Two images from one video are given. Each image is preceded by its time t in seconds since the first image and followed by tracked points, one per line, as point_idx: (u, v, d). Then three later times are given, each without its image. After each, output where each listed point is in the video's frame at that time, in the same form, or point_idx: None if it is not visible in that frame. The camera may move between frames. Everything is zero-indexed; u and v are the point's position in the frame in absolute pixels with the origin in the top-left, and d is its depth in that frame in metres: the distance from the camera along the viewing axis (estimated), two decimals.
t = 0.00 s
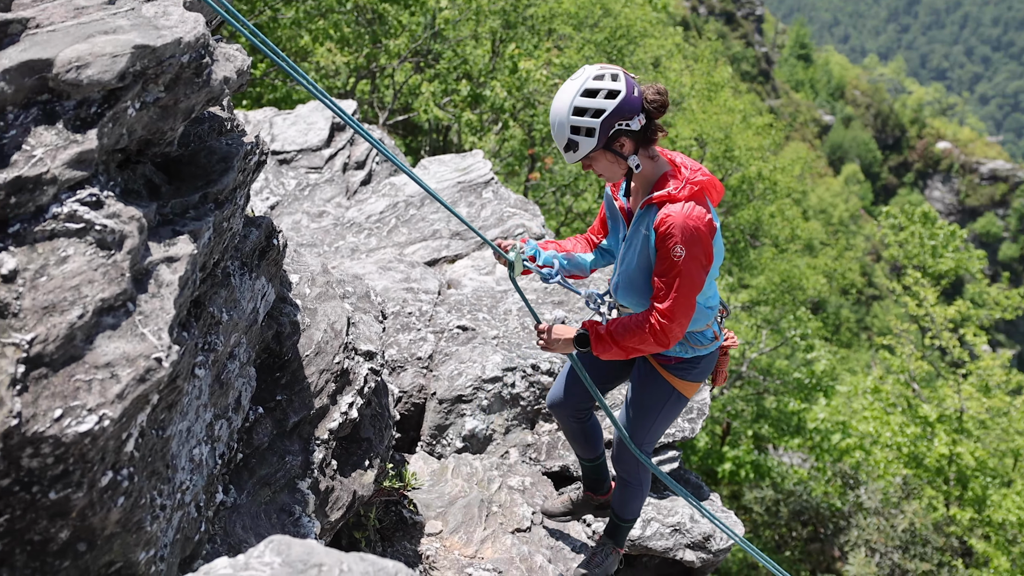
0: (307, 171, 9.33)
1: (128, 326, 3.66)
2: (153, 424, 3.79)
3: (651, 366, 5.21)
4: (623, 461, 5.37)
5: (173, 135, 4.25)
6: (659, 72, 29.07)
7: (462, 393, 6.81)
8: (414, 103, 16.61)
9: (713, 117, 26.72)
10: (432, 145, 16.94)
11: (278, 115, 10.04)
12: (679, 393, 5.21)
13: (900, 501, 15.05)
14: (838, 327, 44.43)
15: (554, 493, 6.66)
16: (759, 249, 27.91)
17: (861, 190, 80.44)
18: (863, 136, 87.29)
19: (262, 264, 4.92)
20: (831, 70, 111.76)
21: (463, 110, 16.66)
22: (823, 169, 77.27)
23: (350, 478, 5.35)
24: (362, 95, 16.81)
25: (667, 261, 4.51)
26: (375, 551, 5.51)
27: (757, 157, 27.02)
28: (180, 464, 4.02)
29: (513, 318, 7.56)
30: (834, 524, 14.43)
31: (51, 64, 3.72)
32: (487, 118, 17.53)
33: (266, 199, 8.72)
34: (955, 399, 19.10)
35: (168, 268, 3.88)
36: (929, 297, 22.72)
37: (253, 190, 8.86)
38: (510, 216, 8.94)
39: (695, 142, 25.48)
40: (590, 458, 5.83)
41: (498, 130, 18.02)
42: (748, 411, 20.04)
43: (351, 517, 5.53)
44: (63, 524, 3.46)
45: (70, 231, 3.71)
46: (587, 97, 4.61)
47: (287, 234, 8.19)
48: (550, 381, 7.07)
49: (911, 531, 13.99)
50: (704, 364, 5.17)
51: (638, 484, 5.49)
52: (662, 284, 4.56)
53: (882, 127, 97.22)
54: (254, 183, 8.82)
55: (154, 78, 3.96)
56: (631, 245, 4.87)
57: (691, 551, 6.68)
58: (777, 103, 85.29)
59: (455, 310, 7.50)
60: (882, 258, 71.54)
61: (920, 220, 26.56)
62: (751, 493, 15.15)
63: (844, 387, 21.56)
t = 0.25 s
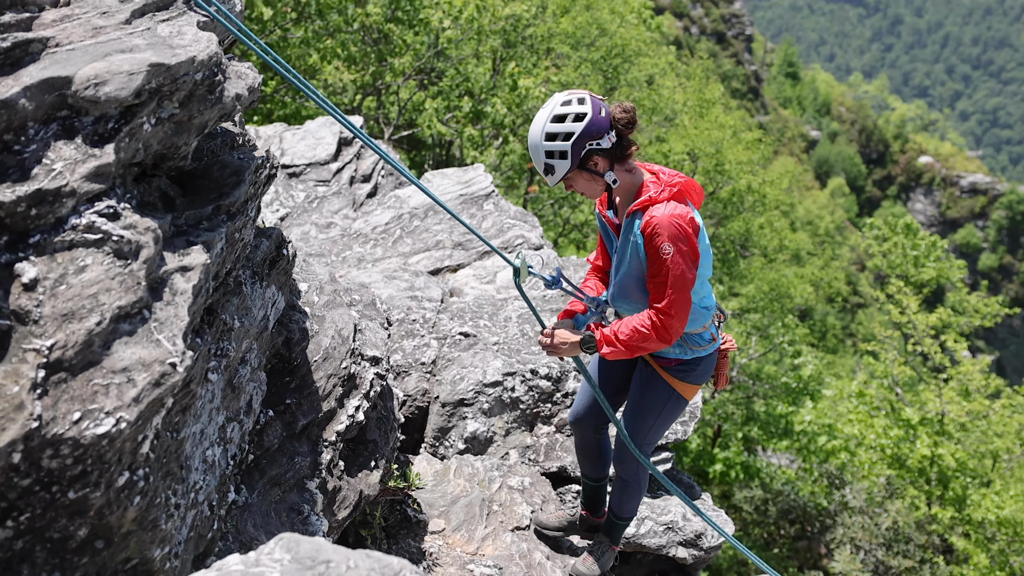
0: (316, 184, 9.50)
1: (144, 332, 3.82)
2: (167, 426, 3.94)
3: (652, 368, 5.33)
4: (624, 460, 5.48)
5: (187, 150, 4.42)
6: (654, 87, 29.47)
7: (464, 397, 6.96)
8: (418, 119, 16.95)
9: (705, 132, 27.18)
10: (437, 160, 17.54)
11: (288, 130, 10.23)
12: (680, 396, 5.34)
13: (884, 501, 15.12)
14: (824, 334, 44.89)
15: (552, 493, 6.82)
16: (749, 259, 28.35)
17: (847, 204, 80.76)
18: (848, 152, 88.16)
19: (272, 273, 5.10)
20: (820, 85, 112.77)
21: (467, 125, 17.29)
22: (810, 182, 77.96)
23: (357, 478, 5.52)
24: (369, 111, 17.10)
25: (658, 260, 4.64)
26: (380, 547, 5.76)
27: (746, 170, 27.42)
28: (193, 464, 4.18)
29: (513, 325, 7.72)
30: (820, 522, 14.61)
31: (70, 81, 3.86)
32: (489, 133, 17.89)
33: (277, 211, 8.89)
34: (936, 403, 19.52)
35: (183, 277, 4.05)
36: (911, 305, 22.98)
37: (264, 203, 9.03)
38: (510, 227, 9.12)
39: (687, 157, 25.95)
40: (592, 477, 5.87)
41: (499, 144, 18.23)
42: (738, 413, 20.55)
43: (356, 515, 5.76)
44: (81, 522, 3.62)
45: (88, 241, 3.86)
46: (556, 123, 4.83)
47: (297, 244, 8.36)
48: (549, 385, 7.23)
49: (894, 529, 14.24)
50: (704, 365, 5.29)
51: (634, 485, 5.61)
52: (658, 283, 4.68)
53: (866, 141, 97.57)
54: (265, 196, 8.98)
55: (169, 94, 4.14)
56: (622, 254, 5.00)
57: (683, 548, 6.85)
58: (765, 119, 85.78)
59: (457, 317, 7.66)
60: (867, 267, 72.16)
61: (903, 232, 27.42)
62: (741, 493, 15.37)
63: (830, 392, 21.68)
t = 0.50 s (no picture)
0: (325, 197, 9.69)
1: (160, 339, 4.00)
2: (182, 428, 4.12)
3: (646, 364, 5.49)
4: (617, 453, 5.57)
5: (201, 164, 4.61)
6: (649, 104, 29.87)
7: (466, 400, 7.13)
8: (422, 134, 17.26)
9: (696, 147, 27.61)
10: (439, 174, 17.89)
11: (297, 145, 10.46)
12: (673, 391, 5.51)
13: (868, 499, 14.98)
14: (811, 341, 45.15)
15: (551, 492, 6.98)
16: (739, 267, 28.51)
17: (833, 215, 81.13)
18: (834, 164, 88.66)
19: (283, 281, 5.28)
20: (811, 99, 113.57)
21: (468, 140, 17.76)
22: (796, 195, 78.37)
23: (364, 478, 5.70)
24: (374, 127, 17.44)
25: (647, 258, 4.81)
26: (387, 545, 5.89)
27: (735, 184, 27.78)
28: (207, 465, 4.35)
29: (513, 332, 7.90)
30: (808, 520, 14.47)
31: (88, 98, 4.04)
32: (490, 148, 18.13)
33: (287, 223, 9.08)
34: (916, 405, 20.05)
35: (197, 286, 4.23)
36: (893, 312, 23.18)
37: (274, 215, 9.22)
38: (510, 238, 9.31)
39: (679, 170, 26.35)
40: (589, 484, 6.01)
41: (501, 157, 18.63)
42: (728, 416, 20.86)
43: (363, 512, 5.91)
44: (100, 520, 3.79)
45: (107, 252, 4.03)
46: (533, 148, 5.05)
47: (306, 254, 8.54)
48: (547, 389, 7.42)
49: (878, 526, 13.97)
50: (696, 360, 5.51)
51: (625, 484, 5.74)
52: (650, 279, 4.85)
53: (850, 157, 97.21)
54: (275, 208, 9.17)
55: (184, 111, 4.32)
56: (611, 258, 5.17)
57: (676, 545, 6.98)
58: (753, 134, 86.10)
59: (460, 324, 7.83)
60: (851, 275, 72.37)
61: (886, 241, 27.68)
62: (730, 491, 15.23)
63: (815, 394, 21.64)
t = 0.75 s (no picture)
0: (333, 209, 9.90)
1: (176, 345, 4.18)
2: (197, 430, 4.31)
3: (644, 355, 5.72)
4: (608, 441, 5.77)
5: (215, 178, 4.83)
6: (643, 121, 30.28)
7: (468, 403, 7.34)
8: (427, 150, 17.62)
9: (688, 162, 28.02)
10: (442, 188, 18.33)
11: (308, 160, 10.73)
12: (670, 379, 5.73)
13: (853, 498, 15.26)
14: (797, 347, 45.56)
15: (549, 491, 7.17)
16: (728, 277, 28.87)
17: (817, 227, 81.71)
18: (818, 179, 89.21)
19: (293, 290, 5.49)
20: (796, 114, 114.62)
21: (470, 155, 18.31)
22: (783, 209, 78.88)
23: (371, 477, 5.90)
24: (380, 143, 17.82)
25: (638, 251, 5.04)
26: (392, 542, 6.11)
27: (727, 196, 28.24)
28: (221, 465, 4.55)
29: (513, 338, 8.10)
30: (794, 517, 14.36)
31: (108, 115, 4.20)
32: (491, 163, 18.83)
33: (297, 234, 9.26)
34: (898, 409, 19.88)
35: (211, 294, 4.43)
36: (875, 320, 23.40)
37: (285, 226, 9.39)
38: (511, 248, 9.54)
39: (672, 184, 26.79)
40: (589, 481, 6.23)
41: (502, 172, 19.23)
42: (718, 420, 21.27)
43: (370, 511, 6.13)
44: (119, 518, 3.97)
45: (125, 262, 4.21)
46: (534, 152, 5.19)
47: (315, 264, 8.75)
48: (545, 393, 7.63)
49: (861, 524, 14.16)
50: (693, 349, 5.75)
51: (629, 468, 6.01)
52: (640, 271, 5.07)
53: (835, 171, 96.77)
54: (286, 220, 9.35)
55: (198, 127, 4.52)
56: (604, 255, 5.41)
57: (668, 541, 7.21)
58: (743, 150, 86.70)
59: (463, 331, 8.02)
60: (835, 286, 72.70)
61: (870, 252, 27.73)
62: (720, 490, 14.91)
63: (802, 398, 21.79)
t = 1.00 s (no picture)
0: (342, 222, 10.10)
1: (192, 351, 4.33)
2: (213, 432, 4.50)
3: (647, 361, 5.93)
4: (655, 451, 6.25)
5: (229, 192, 5.01)
6: (636, 138, 30.70)
7: (470, 406, 7.56)
8: (431, 165, 17.96)
9: (680, 177, 28.41)
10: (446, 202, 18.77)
11: (317, 175, 10.94)
12: (675, 381, 5.97)
13: (836, 498, 15.07)
14: (783, 352, 45.94)
15: (547, 489, 7.42)
16: (718, 286, 29.20)
17: (803, 238, 82.09)
18: (805, 194, 89.86)
19: (303, 298, 5.71)
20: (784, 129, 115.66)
21: (471, 170, 18.76)
22: (770, 222, 79.35)
23: (378, 477, 6.13)
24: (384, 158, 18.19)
25: (639, 248, 5.24)
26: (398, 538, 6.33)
27: (715, 210, 28.83)
28: (235, 465, 4.75)
29: (513, 344, 8.29)
30: (781, 514, 14.03)
31: (127, 132, 4.33)
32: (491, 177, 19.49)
33: (307, 245, 9.46)
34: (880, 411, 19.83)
35: (226, 302, 4.61)
36: (858, 326, 23.56)
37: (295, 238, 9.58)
38: (512, 258, 9.78)
39: (664, 198, 27.21)
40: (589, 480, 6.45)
41: (502, 187, 19.79)
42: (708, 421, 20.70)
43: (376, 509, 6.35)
44: (138, 515, 4.14)
45: (143, 271, 4.34)
46: (558, 135, 5.43)
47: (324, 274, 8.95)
48: (544, 397, 7.84)
49: (845, 522, 14.13)
50: (692, 349, 5.93)
51: (688, 447, 6.53)
52: (640, 267, 5.27)
53: (819, 187, 96.86)
54: (297, 232, 9.55)
55: (213, 143, 4.69)
56: (605, 257, 5.60)
57: (661, 538, 7.38)
58: (733, 165, 87.34)
59: (465, 337, 8.21)
60: (819, 294, 72.88)
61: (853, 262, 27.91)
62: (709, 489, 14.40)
63: (788, 402, 21.93)
